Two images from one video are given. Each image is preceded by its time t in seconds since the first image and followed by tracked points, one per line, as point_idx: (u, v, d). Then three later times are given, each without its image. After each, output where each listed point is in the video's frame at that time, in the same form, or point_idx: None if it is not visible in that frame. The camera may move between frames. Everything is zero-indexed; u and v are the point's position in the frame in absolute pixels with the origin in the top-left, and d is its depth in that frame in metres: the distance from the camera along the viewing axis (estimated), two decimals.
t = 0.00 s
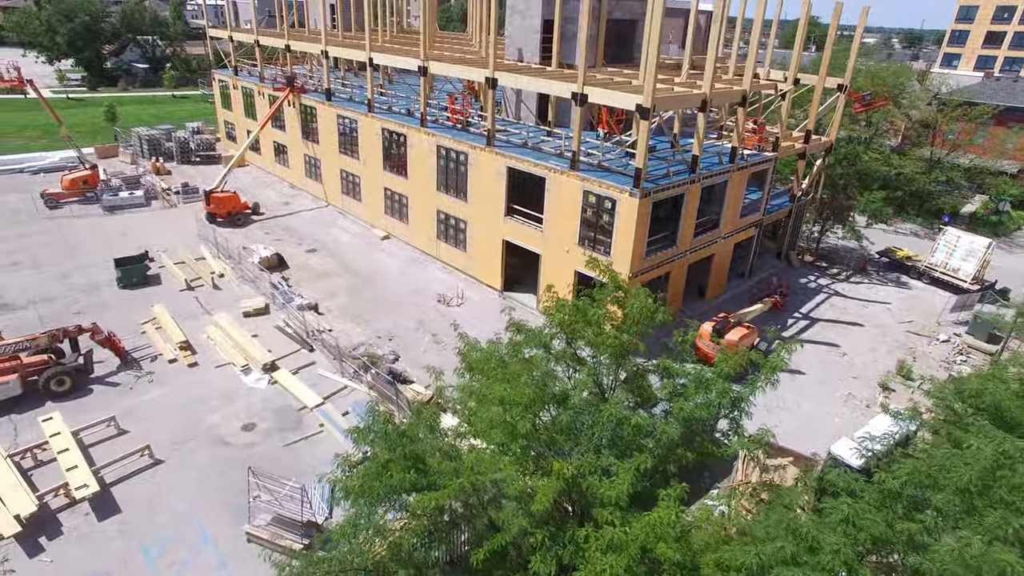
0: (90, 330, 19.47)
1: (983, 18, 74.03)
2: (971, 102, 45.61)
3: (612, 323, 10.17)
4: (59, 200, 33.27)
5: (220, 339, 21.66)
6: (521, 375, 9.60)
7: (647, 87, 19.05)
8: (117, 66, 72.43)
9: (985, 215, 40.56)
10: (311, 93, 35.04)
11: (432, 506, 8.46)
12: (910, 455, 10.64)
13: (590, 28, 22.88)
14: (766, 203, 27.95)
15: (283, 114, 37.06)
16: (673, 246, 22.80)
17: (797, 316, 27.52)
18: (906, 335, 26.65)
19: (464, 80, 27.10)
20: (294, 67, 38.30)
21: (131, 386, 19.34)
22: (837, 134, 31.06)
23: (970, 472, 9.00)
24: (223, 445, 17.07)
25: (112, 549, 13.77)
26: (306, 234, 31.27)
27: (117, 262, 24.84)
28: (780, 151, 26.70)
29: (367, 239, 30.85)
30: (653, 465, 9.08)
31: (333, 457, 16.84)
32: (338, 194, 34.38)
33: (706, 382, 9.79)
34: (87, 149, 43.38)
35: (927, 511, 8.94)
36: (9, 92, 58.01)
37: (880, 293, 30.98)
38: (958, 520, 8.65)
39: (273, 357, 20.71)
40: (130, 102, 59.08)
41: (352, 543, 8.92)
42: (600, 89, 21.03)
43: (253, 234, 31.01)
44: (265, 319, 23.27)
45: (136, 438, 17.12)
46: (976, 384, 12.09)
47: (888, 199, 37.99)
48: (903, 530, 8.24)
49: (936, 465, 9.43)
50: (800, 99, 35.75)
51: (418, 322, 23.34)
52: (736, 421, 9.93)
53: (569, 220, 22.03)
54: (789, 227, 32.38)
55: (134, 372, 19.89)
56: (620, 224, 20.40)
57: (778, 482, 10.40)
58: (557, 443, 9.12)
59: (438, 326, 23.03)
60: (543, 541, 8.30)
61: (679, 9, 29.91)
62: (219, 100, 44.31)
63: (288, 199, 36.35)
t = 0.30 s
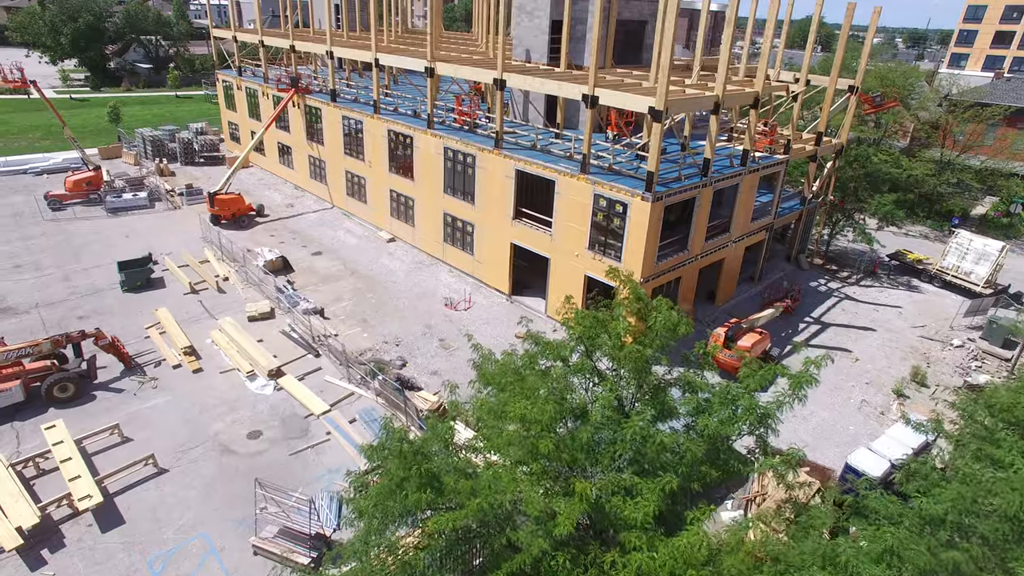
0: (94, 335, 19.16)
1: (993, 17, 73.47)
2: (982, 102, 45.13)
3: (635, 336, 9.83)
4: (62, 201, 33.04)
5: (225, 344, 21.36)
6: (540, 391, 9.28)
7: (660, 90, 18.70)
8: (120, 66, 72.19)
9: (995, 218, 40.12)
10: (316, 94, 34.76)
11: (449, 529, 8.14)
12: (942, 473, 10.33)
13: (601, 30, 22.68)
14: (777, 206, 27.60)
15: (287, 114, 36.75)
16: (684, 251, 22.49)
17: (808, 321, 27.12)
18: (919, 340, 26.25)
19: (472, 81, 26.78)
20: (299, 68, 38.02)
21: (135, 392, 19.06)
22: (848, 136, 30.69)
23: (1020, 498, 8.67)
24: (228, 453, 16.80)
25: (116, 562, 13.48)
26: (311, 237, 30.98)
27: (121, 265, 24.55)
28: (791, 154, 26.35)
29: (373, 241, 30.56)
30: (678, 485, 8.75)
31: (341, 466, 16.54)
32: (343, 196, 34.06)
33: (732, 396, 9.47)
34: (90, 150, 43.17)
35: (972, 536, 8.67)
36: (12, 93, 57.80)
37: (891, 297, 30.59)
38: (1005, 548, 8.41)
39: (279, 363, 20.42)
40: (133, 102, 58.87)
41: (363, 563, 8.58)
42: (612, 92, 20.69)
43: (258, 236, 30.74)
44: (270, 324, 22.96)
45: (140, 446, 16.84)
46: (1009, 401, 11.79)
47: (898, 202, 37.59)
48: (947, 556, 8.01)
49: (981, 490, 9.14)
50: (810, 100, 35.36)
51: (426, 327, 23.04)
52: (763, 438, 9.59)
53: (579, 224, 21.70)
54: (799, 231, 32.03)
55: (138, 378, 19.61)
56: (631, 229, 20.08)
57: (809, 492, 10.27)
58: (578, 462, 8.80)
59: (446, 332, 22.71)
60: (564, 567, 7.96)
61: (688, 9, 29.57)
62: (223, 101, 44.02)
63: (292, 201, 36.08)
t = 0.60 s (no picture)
0: (97, 341, 18.85)
1: (1001, 17, 72.96)
2: (991, 103, 44.67)
3: (658, 352, 9.53)
4: (64, 203, 32.79)
5: (228, 349, 21.04)
6: (561, 408, 8.97)
7: (673, 92, 18.35)
8: (123, 66, 71.95)
9: (1006, 220, 39.70)
10: (320, 95, 34.46)
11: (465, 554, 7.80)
12: (978, 493, 10.00)
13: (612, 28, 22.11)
14: (787, 209, 27.25)
15: (291, 115, 36.45)
16: (695, 255, 22.16)
17: (819, 325, 26.76)
18: (932, 345, 25.87)
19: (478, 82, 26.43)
20: (303, 68, 37.70)
21: (137, 399, 18.75)
22: (858, 137, 30.33)
23: None
24: (233, 462, 16.49)
25: None
26: (315, 239, 30.66)
27: (123, 269, 24.26)
28: (802, 156, 26.01)
29: (378, 244, 30.23)
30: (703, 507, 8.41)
31: (348, 476, 16.22)
32: (347, 197, 33.75)
33: (760, 414, 9.16)
34: (92, 150, 42.89)
35: None
36: (14, 93, 57.55)
37: (901, 301, 30.21)
38: None
39: (283, 369, 20.09)
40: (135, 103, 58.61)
41: None
42: (622, 93, 20.34)
43: (261, 239, 30.45)
44: (275, 329, 22.63)
45: (143, 455, 16.54)
46: None
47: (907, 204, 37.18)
48: None
49: None
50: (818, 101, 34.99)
51: (432, 331, 22.71)
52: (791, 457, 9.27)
53: (588, 228, 21.36)
54: (809, 234, 31.66)
55: (140, 384, 19.31)
56: (642, 233, 19.77)
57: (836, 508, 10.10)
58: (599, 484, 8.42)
59: (453, 337, 22.42)
60: None
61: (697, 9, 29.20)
62: (226, 101, 43.70)
63: (296, 203, 35.78)
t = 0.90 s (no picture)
0: (99, 347, 18.51)
1: (1009, 17, 72.45)
2: (1002, 104, 44.19)
3: (684, 370, 9.11)
4: (66, 205, 32.51)
5: (232, 355, 20.70)
6: (583, 429, 8.51)
7: (687, 94, 17.97)
8: (125, 66, 71.71)
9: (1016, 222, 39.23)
10: (324, 96, 34.12)
11: None
12: None
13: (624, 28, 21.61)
14: (798, 212, 26.88)
15: (295, 116, 36.10)
16: (707, 260, 21.84)
17: (830, 331, 26.36)
18: (946, 351, 25.43)
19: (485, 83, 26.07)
20: (306, 69, 37.32)
21: (140, 407, 18.42)
22: (869, 139, 29.94)
23: None
24: (237, 473, 16.15)
25: None
26: (319, 242, 30.32)
27: (125, 272, 23.93)
28: (814, 159, 25.63)
29: (383, 247, 29.88)
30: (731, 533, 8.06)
31: (355, 487, 15.87)
32: (352, 199, 33.41)
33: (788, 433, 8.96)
34: (95, 151, 42.59)
35: None
36: (17, 93, 57.29)
37: (913, 306, 29.77)
38: None
39: (289, 376, 19.76)
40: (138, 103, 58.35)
41: None
42: (634, 96, 19.95)
43: (265, 242, 30.11)
44: (280, 334, 22.29)
45: (146, 465, 16.20)
46: None
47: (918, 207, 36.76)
48: None
49: None
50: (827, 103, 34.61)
51: (439, 337, 22.42)
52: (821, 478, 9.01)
53: (599, 233, 21.01)
54: (819, 238, 31.27)
55: (143, 392, 18.98)
56: (654, 239, 19.44)
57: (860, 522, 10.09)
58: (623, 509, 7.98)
59: (461, 343, 22.12)
60: None
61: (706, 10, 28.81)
62: (229, 102, 43.37)
63: (299, 205, 35.45)
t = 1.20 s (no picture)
0: (101, 354, 18.16)
1: (1017, 17, 72.00)
2: (1012, 105, 43.68)
3: (711, 388, 8.75)
4: (68, 207, 32.21)
5: (237, 361, 20.34)
6: (607, 451, 8.12)
7: (701, 97, 17.60)
8: (127, 66, 71.46)
9: None
10: (328, 97, 33.79)
11: None
12: None
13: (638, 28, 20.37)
14: (809, 216, 26.49)
15: (298, 117, 35.73)
16: (719, 266, 21.50)
17: (842, 336, 25.94)
18: (961, 357, 24.93)
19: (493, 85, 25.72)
20: (310, 69, 36.96)
21: (143, 415, 18.08)
22: (880, 142, 29.52)
23: None
24: (241, 483, 15.79)
25: None
26: (323, 245, 29.96)
27: (128, 276, 23.59)
28: (826, 162, 25.26)
29: (388, 250, 29.53)
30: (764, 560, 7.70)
31: (362, 498, 15.53)
32: (356, 202, 33.06)
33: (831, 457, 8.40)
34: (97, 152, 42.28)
35: None
36: (19, 93, 57.02)
37: (925, 310, 29.27)
38: None
39: (294, 383, 19.41)
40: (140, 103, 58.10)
41: None
42: (647, 98, 19.58)
43: (268, 244, 29.77)
44: (284, 340, 21.94)
45: (148, 476, 15.85)
46: None
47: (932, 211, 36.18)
48: None
49: None
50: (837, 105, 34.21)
51: (446, 343, 22.09)
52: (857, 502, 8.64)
53: (610, 238, 20.70)
54: (830, 241, 30.84)
55: (145, 399, 18.63)
56: (667, 245, 19.12)
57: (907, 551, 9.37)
58: (652, 536, 7.59)
59: (469, 349, 21.81)
60: None
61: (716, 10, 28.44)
62: (232, 102, 43.02)
63: (303, 207, 35.10)
